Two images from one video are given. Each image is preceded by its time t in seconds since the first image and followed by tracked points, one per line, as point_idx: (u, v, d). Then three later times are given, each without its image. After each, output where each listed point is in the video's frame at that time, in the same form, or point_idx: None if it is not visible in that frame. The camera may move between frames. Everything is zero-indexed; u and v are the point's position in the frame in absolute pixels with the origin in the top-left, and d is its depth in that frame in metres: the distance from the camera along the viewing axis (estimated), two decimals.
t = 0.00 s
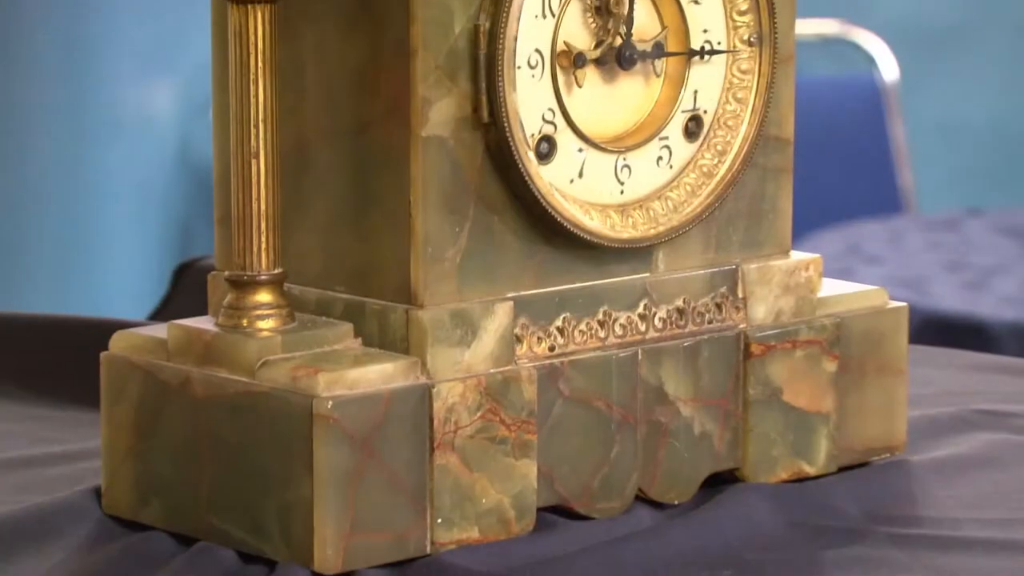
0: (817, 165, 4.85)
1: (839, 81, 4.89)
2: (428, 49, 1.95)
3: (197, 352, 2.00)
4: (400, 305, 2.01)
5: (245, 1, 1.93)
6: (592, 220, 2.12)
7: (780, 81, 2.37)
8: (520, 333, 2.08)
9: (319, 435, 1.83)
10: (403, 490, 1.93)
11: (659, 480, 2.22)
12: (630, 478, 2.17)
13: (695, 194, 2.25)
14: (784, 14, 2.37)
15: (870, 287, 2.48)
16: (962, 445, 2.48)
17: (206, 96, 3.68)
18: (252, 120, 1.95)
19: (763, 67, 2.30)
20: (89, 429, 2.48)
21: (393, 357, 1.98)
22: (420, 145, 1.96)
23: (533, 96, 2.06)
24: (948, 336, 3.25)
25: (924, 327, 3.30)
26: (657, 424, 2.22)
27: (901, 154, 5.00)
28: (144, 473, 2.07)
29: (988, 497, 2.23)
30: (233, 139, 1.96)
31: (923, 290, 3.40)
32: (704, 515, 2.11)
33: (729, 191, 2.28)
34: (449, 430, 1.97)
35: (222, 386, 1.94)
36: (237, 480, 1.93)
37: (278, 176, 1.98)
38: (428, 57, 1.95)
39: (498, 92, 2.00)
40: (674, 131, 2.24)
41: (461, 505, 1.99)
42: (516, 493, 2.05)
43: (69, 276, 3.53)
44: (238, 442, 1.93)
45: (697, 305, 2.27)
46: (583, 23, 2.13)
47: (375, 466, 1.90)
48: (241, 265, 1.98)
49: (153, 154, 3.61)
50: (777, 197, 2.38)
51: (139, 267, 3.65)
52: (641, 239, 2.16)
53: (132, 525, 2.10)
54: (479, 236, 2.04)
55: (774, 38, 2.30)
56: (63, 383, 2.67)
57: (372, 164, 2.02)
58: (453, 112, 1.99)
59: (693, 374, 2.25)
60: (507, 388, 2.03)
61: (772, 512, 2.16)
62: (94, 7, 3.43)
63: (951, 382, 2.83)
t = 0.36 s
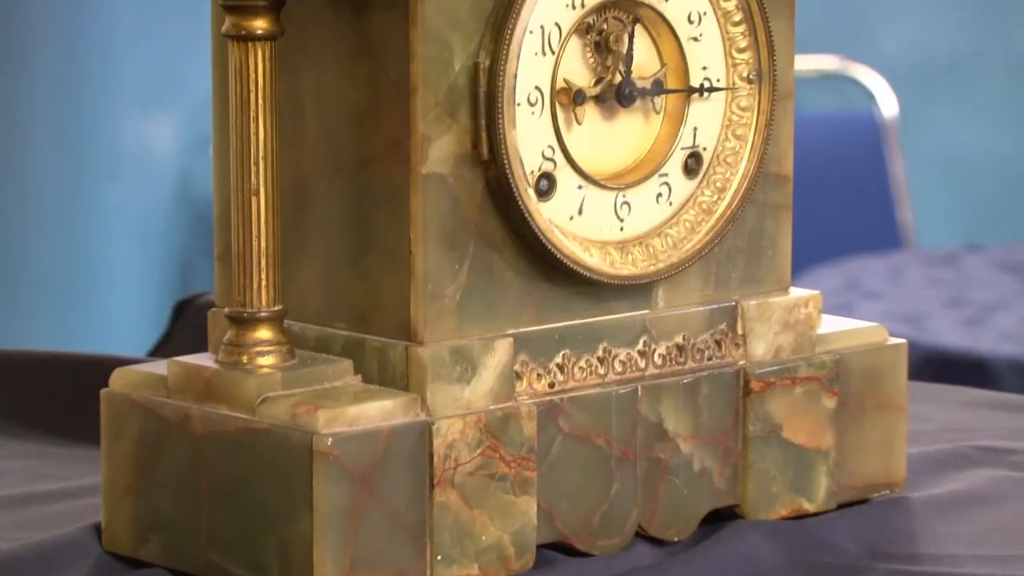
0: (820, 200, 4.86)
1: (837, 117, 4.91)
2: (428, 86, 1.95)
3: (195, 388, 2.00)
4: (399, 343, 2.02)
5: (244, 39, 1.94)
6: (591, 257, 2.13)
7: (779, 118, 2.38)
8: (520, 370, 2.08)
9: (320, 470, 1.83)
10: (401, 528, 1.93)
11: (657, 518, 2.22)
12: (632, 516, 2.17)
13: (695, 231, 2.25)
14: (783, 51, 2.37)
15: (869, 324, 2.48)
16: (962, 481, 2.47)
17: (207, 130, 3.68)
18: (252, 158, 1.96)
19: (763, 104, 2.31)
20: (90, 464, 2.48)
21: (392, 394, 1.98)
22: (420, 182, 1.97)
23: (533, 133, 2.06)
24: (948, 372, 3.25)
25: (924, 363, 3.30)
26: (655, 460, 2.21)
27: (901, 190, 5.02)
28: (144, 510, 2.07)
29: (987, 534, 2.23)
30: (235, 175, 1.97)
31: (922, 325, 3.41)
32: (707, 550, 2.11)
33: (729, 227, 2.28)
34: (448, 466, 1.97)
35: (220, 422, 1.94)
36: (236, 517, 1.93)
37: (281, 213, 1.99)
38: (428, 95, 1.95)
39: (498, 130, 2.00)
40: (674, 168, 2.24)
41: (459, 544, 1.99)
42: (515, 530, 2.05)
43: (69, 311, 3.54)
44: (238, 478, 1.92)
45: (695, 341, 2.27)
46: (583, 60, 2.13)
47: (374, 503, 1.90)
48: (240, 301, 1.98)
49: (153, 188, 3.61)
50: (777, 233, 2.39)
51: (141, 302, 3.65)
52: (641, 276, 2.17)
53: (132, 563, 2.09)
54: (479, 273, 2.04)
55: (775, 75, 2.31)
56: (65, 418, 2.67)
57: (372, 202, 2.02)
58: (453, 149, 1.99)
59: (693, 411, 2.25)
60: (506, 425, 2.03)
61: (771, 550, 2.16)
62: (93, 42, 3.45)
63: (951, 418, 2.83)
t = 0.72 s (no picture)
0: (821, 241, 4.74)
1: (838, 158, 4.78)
2: (429, 130, 1.96)
3: (195, 432, 2.00)
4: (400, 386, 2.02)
5: (245, 83, 1.95)
6: (591, 301, 2.13)
7: (779, 163, 2.38)
8: (519, 414, 2.08)
9: (319, 513, 1.83)
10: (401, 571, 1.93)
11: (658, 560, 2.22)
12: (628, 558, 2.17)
13: (695, 274, 2.26)
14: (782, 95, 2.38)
15: (870, 367, 2.48)
16: (964, 525, 2.47)
17: (206, 175, 3.69)
18: (252, 202, 1.97)
19: (762, 147, 2.31)
20: (91, 508, 2.48)
21: (393, 438, 1.98)
22: (420, 226, 1.97)
23: (533, 177, 2.07)
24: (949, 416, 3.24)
25: (924, 408, 3.29)
26: (655, 504, 2.21)
27: (902, 233, 4.86)
28: (144, 553, 2.06)
29: None
30: (236, 218, 1.97)
31: (922, 369, 3.40)
32: None
33: (729, 271, 2.29)
34: (449, 510, 1.97)
35: (222, 466, 1.94)
36: (238, 560, 1.92)
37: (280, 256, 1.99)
38: (428, 139, 1.96)
39: (497, 173, 2.01)
40: (674, 211, 2.24)
41: None
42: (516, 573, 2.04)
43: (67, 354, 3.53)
44: (239, 523, 1.92)
45: (694, 385, 2.27)
46: (583, 104, 2.14)
47: (376, 547, 1.90)
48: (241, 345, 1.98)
49: (152, 232, 3.62)
50: (777, 276, 2.39)
51: (140, 346, 3.65)
52: (641, 319, 2.17)
53: None
54: (479, 316, 2.04)
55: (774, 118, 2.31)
56: (66, 462, 2.67)
57: (373, 245, 2.03)
58: (453, 193, 2.00)
59: (692, 454, 2.25)
60: (506, 469, 2.03)
61: None
62: (94, 84, 3.47)
63: (953, 463, 2.82)
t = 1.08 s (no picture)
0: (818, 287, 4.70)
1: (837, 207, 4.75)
2: (428, 179, 1.97)
3: (194, 481, 2.00)
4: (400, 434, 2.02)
5: (246, 132, 1.97)
6: (590, 350, 2.13)
7: (778, 212, 2.38)
8: (519, 462, 2.08)
9: (318, 561, 1.84)
10: None
11: None
12: None
13: (694, 322, 2.26)
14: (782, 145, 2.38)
15: (869, 416, 2.48)
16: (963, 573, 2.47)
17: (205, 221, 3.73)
18: (253, 250, 1.98)
19: (762, 196, 2.31)
20: (91, 556, 2.49)
21: (392, 487, 1.98)
22: (420, 275, 1.98)
23: (532, 226, 2.07)
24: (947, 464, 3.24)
25: (923, 456, 3.29)
26: (655, 552, 2.21)
27: (901, 278, 4.82)
28: None
29: None
30: (236, 266, 1.98)
31: (921, 417, 3.40)
32: None
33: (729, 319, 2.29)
34: (448, 558, 1.97)
35: (222, 515, 1.94)
36: None
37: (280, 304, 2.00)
38: (427, 187, 1.97)
39: (497, 221, 2.02)
40: (673, 260, 2.24)
41: None
42: None
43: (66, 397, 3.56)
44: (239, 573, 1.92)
45: (694, 434, 2.27)
46: (582, 153, 2.15)
47: None
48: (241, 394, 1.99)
49: (152, 276, 3.66)
50: (776, 325, 2.38)
51: (137, 390, 3.69)
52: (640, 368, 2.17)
53: None
54: (479, 365, 2.05)
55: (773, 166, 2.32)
56: (67, 511, 2.66)
57: (373, 293, 2.03)
58: (453, 242, 2.01)
59: (692, 503, 2.25)
60: (505, 518, 2.03)
61: None
62: (96, 130, 3.51)
63: (954, 511, 2.82)
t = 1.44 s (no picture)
0: (818, 331, 4.67)
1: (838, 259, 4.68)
2: (428, 229, 1.99)
3: (194, 531, 2.00)
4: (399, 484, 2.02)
5: (246, 183, 1.98)
6: (589, 399, 2.14)
7: (777, 262, 2.38)
8: (518, 512, 2.08)
9: None
10: None
11: None
12: None
13: (694, 372, 2.26)
14: (781, 195, 2.38)
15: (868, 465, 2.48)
16: None
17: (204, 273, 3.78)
18: (253, 300, 1.98)
19: (762, 247, 2.31)
20: None
21: (392, 537, 1.99)
22: (420, 325, 1.99)
23: (532, 277, 2.08)
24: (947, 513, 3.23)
25: (923, 506, 3.28)
26: None
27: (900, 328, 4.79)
28: None
29: None
30: (235, 316, 1.99)
31: (921, 466, 3.39)
32: None
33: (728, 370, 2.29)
34: None
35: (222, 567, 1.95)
36: None
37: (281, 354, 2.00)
38: (427, 238, 1.99)
39: (497, 272, 2.03)
40: (672, 310, 2.24)
41: None
42: None
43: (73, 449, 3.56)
44: None
45: (694, 484, 2.27)
46: (582, 204, 2.16)
47: None
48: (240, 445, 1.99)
49: (151, 326, 3.70)
50: (776, 375, 2.38)
51: (139, 439, 3.71)
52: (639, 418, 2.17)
53: None
54: (479, 416, 2.05)
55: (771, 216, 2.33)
56: (70, 559, 2.65)
57: (372, 343, 2.04)
58: (452, 292, 2.02)
59: (692, 553, 2.25)
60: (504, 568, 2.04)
61: None
62: (99, 181, 3.53)
63: (952, 561, 2.82)
